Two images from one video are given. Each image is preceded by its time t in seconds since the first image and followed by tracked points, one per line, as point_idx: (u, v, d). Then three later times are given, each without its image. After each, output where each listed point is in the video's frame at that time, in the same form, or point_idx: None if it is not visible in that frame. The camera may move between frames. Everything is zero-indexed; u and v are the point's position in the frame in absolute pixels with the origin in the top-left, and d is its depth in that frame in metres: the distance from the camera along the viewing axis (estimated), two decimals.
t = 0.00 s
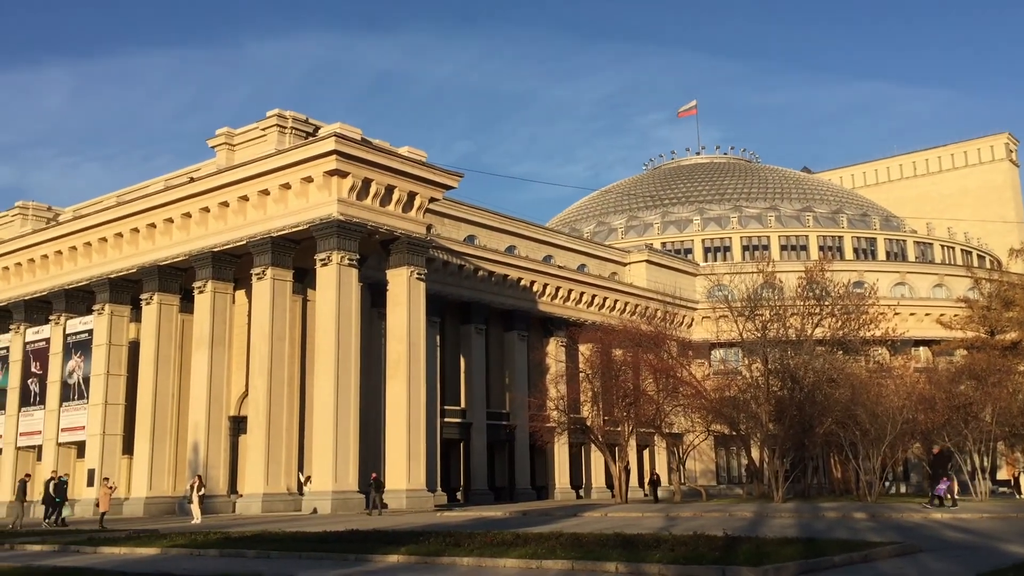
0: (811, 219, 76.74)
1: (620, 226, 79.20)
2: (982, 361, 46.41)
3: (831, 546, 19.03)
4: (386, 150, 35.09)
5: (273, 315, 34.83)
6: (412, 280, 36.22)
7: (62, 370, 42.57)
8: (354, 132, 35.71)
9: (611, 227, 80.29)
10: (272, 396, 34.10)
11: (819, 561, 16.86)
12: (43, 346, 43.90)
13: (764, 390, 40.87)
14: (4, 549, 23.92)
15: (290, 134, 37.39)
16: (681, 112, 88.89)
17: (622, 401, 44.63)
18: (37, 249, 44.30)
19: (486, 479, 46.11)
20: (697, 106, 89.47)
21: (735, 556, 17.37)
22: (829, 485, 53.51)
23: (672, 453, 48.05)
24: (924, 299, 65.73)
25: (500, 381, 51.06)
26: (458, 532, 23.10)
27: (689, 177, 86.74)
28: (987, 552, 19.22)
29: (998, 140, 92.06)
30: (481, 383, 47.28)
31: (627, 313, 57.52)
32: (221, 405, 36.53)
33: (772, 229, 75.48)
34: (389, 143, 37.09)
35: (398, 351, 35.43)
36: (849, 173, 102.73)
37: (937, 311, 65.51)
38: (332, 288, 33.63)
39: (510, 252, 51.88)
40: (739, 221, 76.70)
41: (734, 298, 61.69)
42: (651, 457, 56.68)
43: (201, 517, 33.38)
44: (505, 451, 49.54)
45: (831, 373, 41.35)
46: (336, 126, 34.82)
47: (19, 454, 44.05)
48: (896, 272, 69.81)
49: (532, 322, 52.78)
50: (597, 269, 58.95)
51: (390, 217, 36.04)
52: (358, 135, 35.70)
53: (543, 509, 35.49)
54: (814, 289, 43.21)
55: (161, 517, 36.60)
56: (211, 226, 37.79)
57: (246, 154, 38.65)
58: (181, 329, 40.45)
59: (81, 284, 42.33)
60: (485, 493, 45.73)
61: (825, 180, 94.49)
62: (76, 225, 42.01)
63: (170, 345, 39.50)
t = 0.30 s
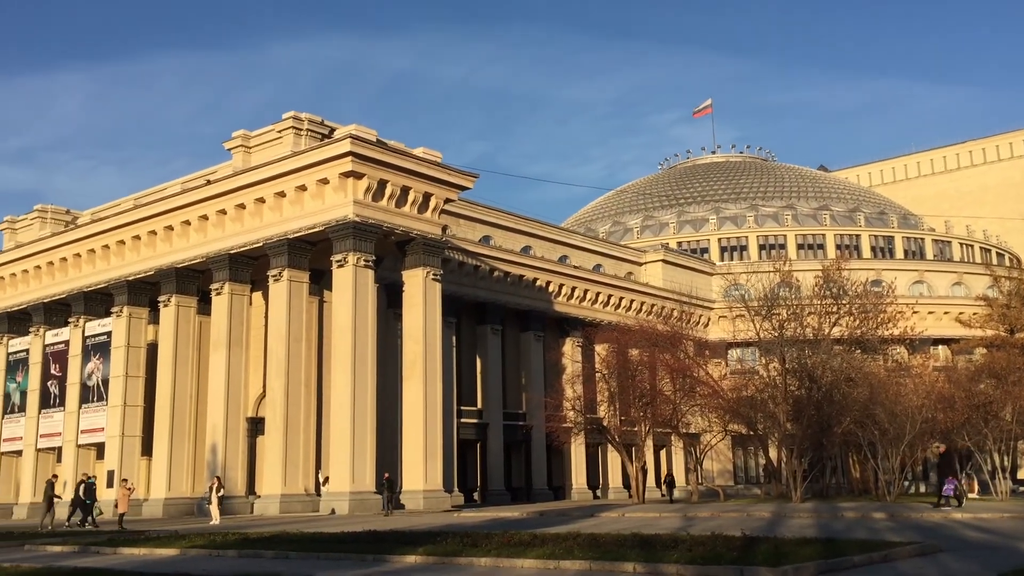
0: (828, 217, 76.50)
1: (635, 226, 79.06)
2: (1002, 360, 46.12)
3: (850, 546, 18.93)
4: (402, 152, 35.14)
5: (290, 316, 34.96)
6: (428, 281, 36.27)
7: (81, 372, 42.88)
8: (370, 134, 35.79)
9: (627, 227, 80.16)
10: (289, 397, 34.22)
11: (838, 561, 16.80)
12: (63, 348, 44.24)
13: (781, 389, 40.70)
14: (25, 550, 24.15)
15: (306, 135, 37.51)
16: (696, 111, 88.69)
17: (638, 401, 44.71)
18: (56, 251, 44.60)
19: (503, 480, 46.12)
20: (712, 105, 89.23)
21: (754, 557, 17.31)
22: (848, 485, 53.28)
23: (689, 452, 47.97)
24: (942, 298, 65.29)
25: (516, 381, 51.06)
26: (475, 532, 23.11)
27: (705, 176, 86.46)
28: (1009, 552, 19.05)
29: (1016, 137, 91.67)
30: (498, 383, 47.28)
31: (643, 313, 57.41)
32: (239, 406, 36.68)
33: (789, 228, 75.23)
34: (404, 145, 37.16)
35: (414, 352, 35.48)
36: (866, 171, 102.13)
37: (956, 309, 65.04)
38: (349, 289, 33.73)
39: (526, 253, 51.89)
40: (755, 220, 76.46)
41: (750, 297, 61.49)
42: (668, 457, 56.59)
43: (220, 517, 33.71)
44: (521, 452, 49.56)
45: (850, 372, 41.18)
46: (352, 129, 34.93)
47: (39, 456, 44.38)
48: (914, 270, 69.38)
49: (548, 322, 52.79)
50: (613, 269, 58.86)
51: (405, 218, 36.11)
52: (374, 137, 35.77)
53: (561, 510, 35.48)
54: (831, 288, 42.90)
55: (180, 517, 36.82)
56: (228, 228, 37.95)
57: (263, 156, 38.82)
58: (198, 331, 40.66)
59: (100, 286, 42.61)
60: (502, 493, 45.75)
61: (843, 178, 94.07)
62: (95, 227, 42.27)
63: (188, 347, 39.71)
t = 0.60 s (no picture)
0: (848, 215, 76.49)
1: (655, 224, 78.84)
2: None
3: (873, 545, 18.79)
4: (420, 151, 35.20)
5: (310, 315, 35.11)
6: (447, 280, 36.32)
7: (104, 372, 43.24)
8: (389, 134, 35.89)
9: (646, 225, 79.97)
10: (310, 396, 34.37)
11: (860, 560, 16.66)
12: (87, 349, 44.62)
13: (803, 387, 40.48)
14: (50, 548, 24.37)
15: (326, 136, 37.66)
16: (716, 108, 88.33)
17: (658, 399, 44.27)
18: (79, 252, 45.00)
19: (523, 478, 46.14)
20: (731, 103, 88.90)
21: (776, 555, 17.24)
22: (870, 484, 53.00)
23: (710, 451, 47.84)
24: (965, 295, 64.75)
25: (535, 380, 51.01)
26: (496, 532, 23.12)
27: (724, 173, 86.12)
28: None
29: None
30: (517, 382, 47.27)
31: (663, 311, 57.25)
32: (260, 406, 36.87)
33: (809, 225, 74.85)
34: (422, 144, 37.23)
35: (434, 351, 35.55)
36: (887, 168, 101.58)
37: (979, 307, 64.44)
38: (368, 288, 33.84)
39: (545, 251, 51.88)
40: (775, 218, 76.14)
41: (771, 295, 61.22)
42: (688, 456, 56.48)
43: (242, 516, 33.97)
44: (541, 450, 49.56)
45: (871, 370, 41.02)
46: (371, 128, 35.04)
47: (64, 455, 44.77)
48: (936, 267, 68.80)
49: (567, 321, 52.77)
50: (633, 267, 58.73)
51: (425, 218, 36.18)
52: (393, 136, 35.86)
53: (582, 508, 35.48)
54: (852, 286, 42.50)
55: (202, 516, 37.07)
56: (249, 228, 38.14)
57: (283, 157, 39.00)
58: (220, 331, 40.90)
59: (122, 286, 42.95)
60: (522, 492, 45.75)
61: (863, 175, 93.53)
62: (117, 228, 42.61)
63: (209, 347, 39.96)
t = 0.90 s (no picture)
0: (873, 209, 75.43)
1: (676, 220, 78.55)
2: None
3: (899, 542, 18.63)
4: (441, 148, 35.23)
5: (333, 313, 35.24)
6: (468, 277, 36.33)
7: (130, 370, 43.60)
8: (410, 132, 35.95)
9: (668, 222, 79.68)
10: (333, 393, 34.51)
11: (885, 557, 16.53)
12: (112, 347, 45.05)
13: (827, 383, 40.20)
14: (79, 544, 24.66)
15: (347, 134, 37.80)
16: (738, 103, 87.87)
17: (680, 395, 44.06)
18: (104, 252, 45.42)
19: (546, 475, 46.10)
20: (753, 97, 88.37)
21: (801, 552, 17.15)
22: (896, 481, 52.58)
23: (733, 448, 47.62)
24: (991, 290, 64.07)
25: (557, 378, 50.93)
26: (519, 529, 23.12)
27: (746, 169, 85.65)
28: None
29: None
30: (539, 379, 47.24)
31: (685, 308, 57.02)
32: (284, 403, 37.07)
33: (833, 220, 74.38)
34: (443, 142, 37.27)
35: (456, 349, 35.60)
36: (912, 163, 100.69)
37: (1005, 302, 63.78)
38: (390, 286, 33.92)
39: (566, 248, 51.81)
40: (798, 214, 75.65)
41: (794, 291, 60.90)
42: (711, 453, 56.27)
43: (267, 513, 34.19)
44: (564, 447, 49.52)
45: (896, 366, 40.78)
46: (392, 126, 35.15)
47: (90, 453, 45.22)
48: (962, 262, 68.14)
49: (589, 318, 52.72)
50: (655, 264, 58.53)
51: (446, 215, 36.22)
52: (414, 134, 35.91)
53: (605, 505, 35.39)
54: (876, 281, 41.88)
55: (227, 512, 37.35)
56: (271, 227, 38.33)
57: (304, 155, 39.17)
58: (243, 329, 41.14)
59: (147, 285, 43.30)
60: (544, 489, 45.70)
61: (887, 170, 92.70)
62: (141, 228, 42.97)
63: (233, 345, 40.21)
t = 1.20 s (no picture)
0: (895, 205, 74.81)
1: (697, 218, 78.31)
2: None
3: (923, 541, 18.46)
4: (460, 147, 35.26)
5: (354, 312, 35.37)
6: (489, 276, 36.34)
7: (154, 369, 43.96)
8: (430, 130, 36.01)
9: (688, 219, 79.45)
10: (354, 392, 34.65)
11: (910, 556, 16.37)
12: (136, 346, 45.43)
13: (849, 381, 39.91)
14: (103, 542, 24.87)
15: (367, 133, 37.90)
16: (758, 99, 87.42)
17: (702, 393, 44.03)
18: (128, 252, 45.80)
19: (567, 473, 46.06)
20: (774, 93, 87.87)
21: (823, 551, 17.00)
22: (919, 479, 52.21)
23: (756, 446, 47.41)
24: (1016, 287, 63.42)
25: (578, 376, 50.91)
26: (541, 526, 23.10)
27: (767, 165, 85.20)
28: None
29: None
30: (559, 377, 47.21)
31: (706, 305, 56.82)
32: (306, 401, 37.25)
33: (855, 216, 74.23)
34: (463, 140, 37.31)
35: (477, 347, 35.64)
36: (936, 157, 99.85)
37: None
38: (411, 285, 34.00)
39: (586, 246, 51.74)
40: (820, 210, 75.18)
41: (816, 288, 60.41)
42: (733, 450, 56.09)
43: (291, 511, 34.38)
44: (585, 445, 49.46)
45: (920, 363, 40.45)
46: (412, 125, 35.24)
47: (115, 451, 45.64)
48: (986, 258, 67.51)
49: (610, 316, 52.64)
50: (676, 261, 58.35)
51: (466, 214, 36.27)
52: (434, 133, 35.97)
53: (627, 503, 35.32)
54: (900, 279, 41.35)
55: (250, 510, 37.60)
56: (292, 226, 38.53)
57: (325, 155, 39.34)
58: (265, 328, 41.36)
59: (170, 285, 43.64)
60: (565, 487, 45.67)
61: (910, 165, 91.95)
62: (164, 228, 43.29)
63: (255, 344, 40.44)
